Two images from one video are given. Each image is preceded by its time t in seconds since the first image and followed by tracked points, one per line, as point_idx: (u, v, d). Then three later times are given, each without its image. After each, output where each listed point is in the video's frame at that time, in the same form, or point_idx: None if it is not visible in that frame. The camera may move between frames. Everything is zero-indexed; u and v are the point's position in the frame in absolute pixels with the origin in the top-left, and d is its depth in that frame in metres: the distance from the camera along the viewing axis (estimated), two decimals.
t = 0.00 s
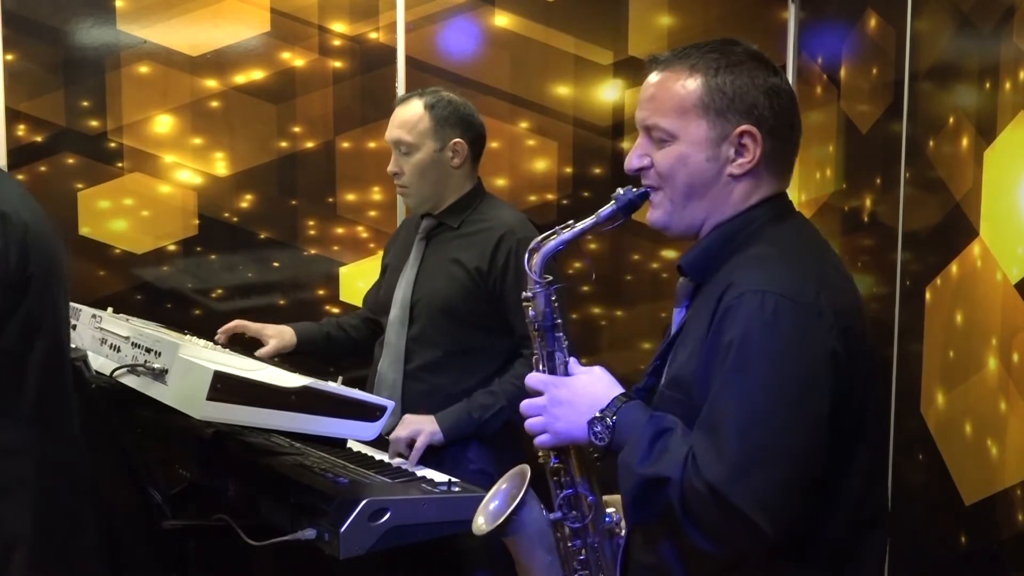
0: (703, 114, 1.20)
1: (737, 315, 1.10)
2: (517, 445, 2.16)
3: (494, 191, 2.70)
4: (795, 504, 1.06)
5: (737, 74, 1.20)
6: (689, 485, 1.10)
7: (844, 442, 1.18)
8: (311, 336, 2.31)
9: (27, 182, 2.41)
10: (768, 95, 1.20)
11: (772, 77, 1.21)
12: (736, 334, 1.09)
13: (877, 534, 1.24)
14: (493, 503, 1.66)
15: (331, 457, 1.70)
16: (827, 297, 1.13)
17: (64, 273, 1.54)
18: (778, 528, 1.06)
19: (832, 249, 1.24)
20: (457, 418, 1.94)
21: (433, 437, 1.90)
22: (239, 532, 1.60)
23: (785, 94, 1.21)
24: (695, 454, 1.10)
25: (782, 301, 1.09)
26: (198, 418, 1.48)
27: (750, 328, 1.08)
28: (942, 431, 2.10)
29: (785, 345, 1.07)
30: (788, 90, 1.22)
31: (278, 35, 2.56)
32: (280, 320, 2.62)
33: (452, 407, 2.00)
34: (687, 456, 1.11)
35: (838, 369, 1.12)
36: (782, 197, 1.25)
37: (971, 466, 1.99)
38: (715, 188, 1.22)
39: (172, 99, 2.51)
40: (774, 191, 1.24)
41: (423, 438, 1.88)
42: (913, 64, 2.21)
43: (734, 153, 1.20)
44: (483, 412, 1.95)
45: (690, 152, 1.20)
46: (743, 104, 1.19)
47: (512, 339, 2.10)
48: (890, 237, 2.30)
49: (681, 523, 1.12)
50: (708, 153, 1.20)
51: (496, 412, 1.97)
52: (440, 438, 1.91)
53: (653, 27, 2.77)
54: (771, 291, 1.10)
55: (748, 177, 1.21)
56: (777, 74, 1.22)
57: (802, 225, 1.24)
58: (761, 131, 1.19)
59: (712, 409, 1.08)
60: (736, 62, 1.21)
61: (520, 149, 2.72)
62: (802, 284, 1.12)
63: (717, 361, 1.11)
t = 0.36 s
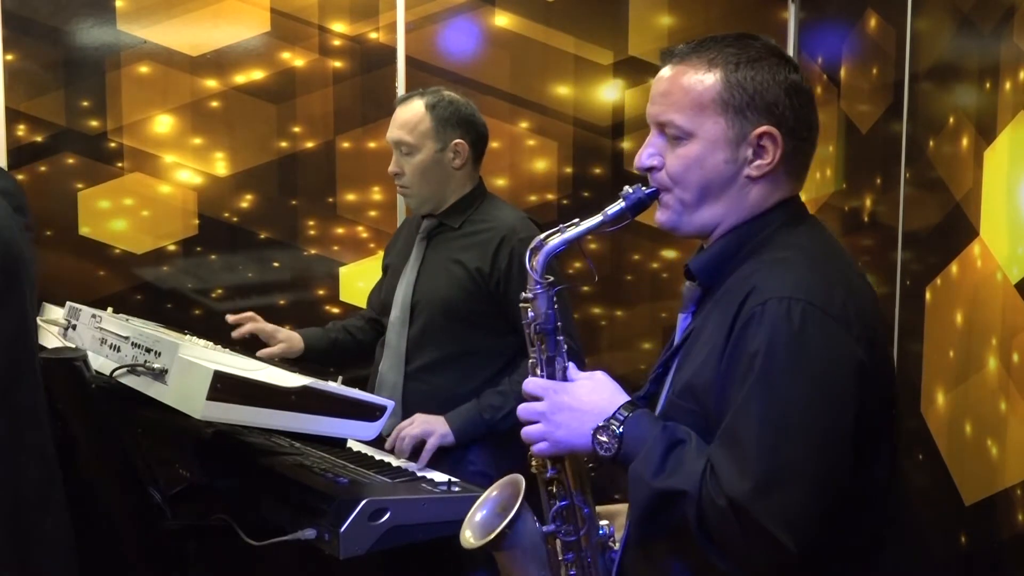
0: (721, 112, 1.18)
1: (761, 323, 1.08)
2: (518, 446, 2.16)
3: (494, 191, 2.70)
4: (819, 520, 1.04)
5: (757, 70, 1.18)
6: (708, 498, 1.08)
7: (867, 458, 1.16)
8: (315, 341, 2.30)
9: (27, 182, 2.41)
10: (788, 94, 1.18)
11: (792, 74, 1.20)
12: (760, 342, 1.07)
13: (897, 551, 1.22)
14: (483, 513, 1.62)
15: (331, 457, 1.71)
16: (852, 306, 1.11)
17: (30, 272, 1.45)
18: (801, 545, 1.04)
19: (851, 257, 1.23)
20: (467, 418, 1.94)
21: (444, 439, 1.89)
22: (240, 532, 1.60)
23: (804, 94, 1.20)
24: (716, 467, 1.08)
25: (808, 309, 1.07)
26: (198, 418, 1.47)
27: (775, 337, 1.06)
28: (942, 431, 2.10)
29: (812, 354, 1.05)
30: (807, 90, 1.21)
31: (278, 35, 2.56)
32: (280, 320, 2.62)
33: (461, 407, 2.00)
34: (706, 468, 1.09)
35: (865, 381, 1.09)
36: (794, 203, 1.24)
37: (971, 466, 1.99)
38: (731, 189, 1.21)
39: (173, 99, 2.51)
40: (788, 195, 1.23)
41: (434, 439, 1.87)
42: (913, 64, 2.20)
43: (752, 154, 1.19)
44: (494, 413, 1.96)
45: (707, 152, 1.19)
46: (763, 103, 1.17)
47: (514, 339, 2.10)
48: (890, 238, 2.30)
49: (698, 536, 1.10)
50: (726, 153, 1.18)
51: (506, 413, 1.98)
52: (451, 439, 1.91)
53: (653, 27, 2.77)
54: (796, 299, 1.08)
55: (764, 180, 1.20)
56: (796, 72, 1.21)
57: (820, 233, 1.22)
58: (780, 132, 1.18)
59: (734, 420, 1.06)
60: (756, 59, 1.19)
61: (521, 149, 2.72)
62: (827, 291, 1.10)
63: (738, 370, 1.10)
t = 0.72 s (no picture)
0: (733, 113, 1.16)
1: (770, 337, 1.07)
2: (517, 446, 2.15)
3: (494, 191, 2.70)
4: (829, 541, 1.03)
5: (770, 67, 1.17)
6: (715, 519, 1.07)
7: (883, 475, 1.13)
8: (318, 341, 2.31)
9: (27, 182, 2.41)
10: (802, 92, 1.17)
11: (806, 70, 1.18)
12: (769, 357, 1.05)
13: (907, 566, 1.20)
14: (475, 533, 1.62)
15: (331, 457, 1.71)
16: (865, 319, 1.09)
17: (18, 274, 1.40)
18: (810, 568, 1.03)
19: (862, 267, 1.20)
20: (467, 425, 1.95)
21: (445, 448, 1.89)
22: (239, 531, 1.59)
23: (818, 92, 1.19)
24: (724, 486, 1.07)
25: (821, 322, 1.06)
26: (197, 418, 1.47)
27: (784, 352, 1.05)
28: (942, 431, 2.10)
29: (822, 370, 1.04)
30: (821, 87, 1.19)
31: (278, 35, 2.56)
32: (280, 320, 2.62)
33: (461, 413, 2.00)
34: (711, 488, 1.08)
35: (878, 398, 1.08)
36: (806, 209, 1.23)
37: (971, 466, 1.99)
38: (743, 193, 1.19)
39: (173, 99, 2.50)
40: (797, 201, 1.22)
41: (435, 450, 1.87)
42: (913, 64, 2.21)
43: (765, 156, 1.17)
44: (493, 419, 1.96)
45: (717, 154, 1.17)
46: (776, 103, 1.16)
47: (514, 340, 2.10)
48: (890, 238, 2.30)
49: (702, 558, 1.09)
50: (738, 156, 1.17)
51: (506, 419, 1.97)
52: (452, 447, 1.91)
53: (653, 26, 2.77)
54: (807, 314, 1.06)
55: (776, 184, 1.19)
56: (810, 68, 1.19)
57: (831, 242, 1.20)
58: (794, 132, 1.16)
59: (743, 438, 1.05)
60: (768, 56, 1.18)
61: (521, 149, 2.71)
62: (840, 304, 1.08)
63: (747, 386, 1.08)
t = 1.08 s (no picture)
0: (723, 119, 1.13)
1: (766, 354, 1.03)
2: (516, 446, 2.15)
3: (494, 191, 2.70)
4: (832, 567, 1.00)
5: (760, 70, 1.13)
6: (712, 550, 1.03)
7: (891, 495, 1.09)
8: (305, 341, 2.31)
9: (26, 182, 2.40)
10: (795, 95, 1.13)
11: (799, 72, 1.14)
12: (764, 376, 1.02)
13: None
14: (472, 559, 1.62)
15: (330, 458, 1.70)
16: (867, 332, 1.05)
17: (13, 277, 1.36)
18: None
19: (864, 274, 1.16)
20: (465, 426, 1.95)
21: (441, 448, 1.90)
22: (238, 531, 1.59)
23: (812, 93, 1.15)
24: (724, 516, 1.03)
25: (820, 341, 1.01)
26: (196, 418, 1.47)
27: (779, 370, 1.01)
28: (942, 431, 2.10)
29: (820, 389, 1.00)
30: (815, 88, 1.15)
31: (278, 35, 2.56)
32: (280, 320, 2.62)
33: (458, 414, 2.00)
34: (709, 517, 1.05)
35: (882, 414, 1.03)
36: (805, 214, 1.19)
37: (971, 466, 1.99)
38: (737, 202, 1.15)
39: (172, 99, 2.50)
40: (794, 209, 1.17)
41: (431, 450, 1.88)
42: (913, 64, 2.20)
43: (758, 163, 1.13)
44: (490, 419, 1.96)
45: (708, 163, 1.14)
46: (768, 107, 1.12)
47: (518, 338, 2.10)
48: (890, 238, 2.30)
49: None
50: (730, 163, 1.13)
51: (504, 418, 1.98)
52: (449, 448, 1.92)
53: (653, 26, 2.77)
54: (804, 331, 1.02)
55: (771, 192, 1.15)
56: (803, 69, 1.16)
57: (831, 251, 1.15)
58: (788, 138, 1.12)
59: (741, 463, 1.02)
60: (759, 58, 1.14)
61: (521, 149, 2.71)
62: (840, 320, 1.04)
63: (743, 408, 1.04)
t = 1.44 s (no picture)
0: (673, 136, 1.07)
1: (742, 385, 0.95)
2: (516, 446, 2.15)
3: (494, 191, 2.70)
4: None
5: (706, 81, 1.08)
6: None
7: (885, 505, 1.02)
8: (310, 335, 2.31)
9: (26, 182, 2.40)
10: (748, 101, 1.07)
11: (748, 76, 1.09)
12: (742, 409, 0.94)
13: None
14: None
15: (331, 457, 1.70)
16: (846, 344, 0.97)
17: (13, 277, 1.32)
18: None
19: (841, 272, 1.09)
20: (466, 414, 1.95)
21: (441, 432, 1.90)
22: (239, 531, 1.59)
23: (766, 95, 1.09)
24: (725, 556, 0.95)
25: (795, 363, 0.94)
26: (196, 418, 1.47)
27: (755, 401, 0.94)
28: (942, 431, 2.10)
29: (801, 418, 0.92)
30: (768, 90, 1.10)
31: (278, 35, 2.56)
32: (280, 320, 2.62)
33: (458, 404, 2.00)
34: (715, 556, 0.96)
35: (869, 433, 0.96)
36: (776, 218, 1.13)
37: (971, 466, 1.99)
38: (699, 220, 1.10)
39: (172, 99, 2.50)
40: (764, 214, 1.11)
41: (431, 433, 1.88)
42: (912, 64, 2.20)
43: (715, 178, 1.08)
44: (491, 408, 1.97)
45: (664, 183, 1.08)
46: (719, 119, 1.06)
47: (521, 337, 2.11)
48: (889, 238, 2.30)
49: None
50: (686, 181, 1.08)
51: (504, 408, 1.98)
52: (449, 432, 1.91)
53: (653, 26, 2.77)
54: (780, 356, 0.94)
55: (733, 205, 1.09)
56: (751, 72, 1.10)
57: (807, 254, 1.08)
58: (744, 148, 1.07)
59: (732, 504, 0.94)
60: (705, 68, 1.09)
61: (521, 149, 2.71)
62: (816, 335, 0.96)
63: (726, 441, 0.97)
